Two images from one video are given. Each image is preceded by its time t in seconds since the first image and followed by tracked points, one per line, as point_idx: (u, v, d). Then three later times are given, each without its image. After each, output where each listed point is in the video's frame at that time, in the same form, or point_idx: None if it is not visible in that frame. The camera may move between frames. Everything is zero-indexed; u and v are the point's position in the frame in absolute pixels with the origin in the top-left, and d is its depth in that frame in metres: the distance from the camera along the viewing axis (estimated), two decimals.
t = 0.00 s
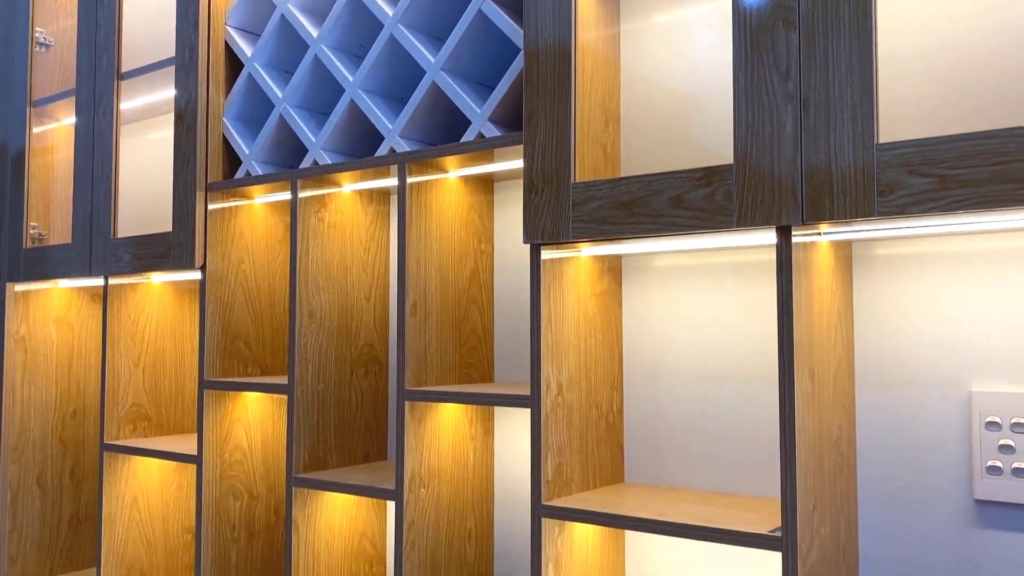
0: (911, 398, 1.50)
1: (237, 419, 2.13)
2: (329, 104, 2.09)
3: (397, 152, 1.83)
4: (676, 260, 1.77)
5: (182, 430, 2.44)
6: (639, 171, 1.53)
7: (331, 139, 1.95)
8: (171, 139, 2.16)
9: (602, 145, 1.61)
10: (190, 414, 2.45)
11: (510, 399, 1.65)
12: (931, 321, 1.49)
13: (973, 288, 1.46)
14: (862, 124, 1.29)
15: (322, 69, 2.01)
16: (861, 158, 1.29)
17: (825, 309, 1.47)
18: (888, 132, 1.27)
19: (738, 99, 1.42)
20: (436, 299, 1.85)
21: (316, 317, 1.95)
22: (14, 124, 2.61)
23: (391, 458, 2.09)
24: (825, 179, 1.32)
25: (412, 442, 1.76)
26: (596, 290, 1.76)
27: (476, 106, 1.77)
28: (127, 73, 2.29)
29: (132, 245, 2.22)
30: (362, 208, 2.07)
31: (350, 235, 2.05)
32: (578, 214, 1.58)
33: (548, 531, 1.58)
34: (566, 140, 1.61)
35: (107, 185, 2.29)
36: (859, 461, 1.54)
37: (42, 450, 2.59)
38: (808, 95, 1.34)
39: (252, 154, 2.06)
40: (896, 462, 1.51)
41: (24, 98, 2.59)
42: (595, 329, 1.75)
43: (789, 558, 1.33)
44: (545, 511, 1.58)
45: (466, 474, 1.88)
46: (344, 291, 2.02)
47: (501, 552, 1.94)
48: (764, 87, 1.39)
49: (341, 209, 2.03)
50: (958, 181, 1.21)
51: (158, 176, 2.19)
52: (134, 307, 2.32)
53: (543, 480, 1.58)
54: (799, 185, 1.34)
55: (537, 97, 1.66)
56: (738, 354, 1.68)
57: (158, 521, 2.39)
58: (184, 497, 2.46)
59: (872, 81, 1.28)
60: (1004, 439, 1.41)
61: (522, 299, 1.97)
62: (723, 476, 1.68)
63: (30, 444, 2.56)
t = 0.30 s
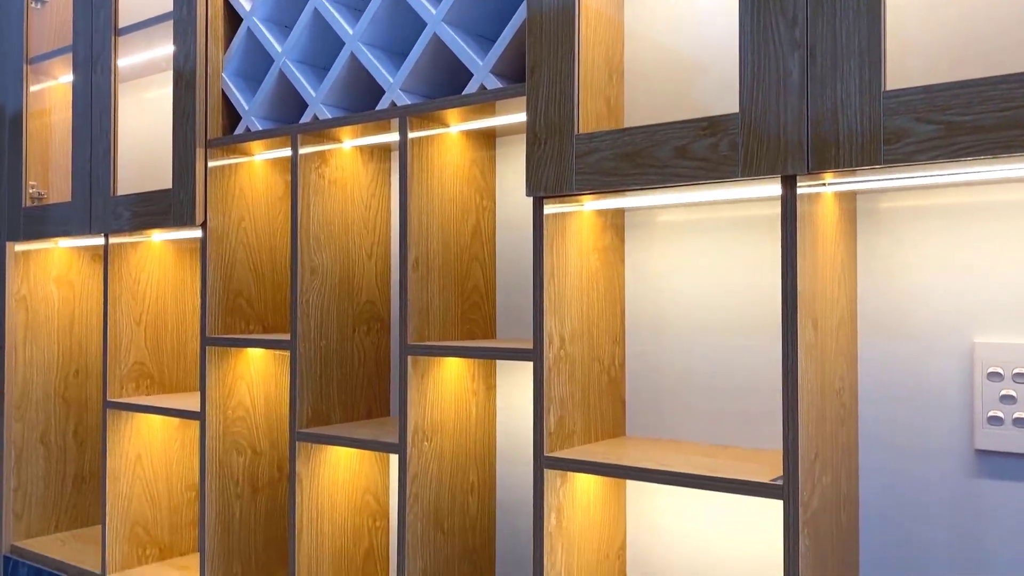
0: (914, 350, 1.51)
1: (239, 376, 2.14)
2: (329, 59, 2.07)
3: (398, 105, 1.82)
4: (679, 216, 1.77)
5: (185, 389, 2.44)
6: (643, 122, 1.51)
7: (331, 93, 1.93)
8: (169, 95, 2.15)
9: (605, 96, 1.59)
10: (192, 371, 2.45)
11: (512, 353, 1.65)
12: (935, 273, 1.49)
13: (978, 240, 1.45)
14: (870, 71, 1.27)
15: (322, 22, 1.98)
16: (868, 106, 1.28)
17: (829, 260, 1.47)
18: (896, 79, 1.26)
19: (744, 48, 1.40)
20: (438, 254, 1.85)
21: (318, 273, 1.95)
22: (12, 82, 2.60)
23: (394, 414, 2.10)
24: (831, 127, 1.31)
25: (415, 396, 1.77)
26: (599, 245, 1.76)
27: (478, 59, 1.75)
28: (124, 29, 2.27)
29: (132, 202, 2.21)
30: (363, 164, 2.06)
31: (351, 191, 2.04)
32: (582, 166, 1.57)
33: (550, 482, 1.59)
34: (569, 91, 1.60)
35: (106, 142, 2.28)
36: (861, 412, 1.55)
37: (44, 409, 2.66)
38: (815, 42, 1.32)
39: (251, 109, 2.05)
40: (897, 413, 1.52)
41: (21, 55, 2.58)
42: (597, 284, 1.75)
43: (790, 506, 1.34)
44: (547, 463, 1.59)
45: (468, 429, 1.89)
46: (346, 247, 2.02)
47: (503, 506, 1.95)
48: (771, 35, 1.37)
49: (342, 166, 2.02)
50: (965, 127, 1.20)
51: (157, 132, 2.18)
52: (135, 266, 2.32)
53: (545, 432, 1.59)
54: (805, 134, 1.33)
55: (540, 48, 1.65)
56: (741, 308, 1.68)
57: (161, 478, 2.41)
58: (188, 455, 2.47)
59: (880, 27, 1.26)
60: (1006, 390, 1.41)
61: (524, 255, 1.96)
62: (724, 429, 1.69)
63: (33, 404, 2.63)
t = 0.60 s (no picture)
0: (914, 304, 1.50)
1: (238, 335, 2.14)
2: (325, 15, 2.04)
3: (396, 60, 1.80)
4: (678, 172, 1.75)
5: (185, 349, 2.44)
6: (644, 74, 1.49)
7: (328, 49, 1.91)
8: (165, 52, 2.12)
9: (606, 50, 1.56)
10: (191, 333, 2.45)
11: (511, 309, 1.65)
12: (937, 227, 1.48)
13: (980, 193, 1.44)
14: (874, 19, 1.25)
15: None
16: (872, 55, 1.26)
17: (831, 215, 1.46)
18: (900, 27, 1.24)
19: None
20: (436, 211, 1.83)
21: (316, 231, 1.94)
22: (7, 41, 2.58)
23: (393, 373, 2.10)
24: (834, 77, 1.29)
25: (414, 353, 1.77)
26: (598, 201, 1.74)
27: (476, 11, 1.73)
28: None
29: (128, 160, 2.19)
30: (360, 121, 2.04)
31: (348, 149, 2.02)
32: (582, 119, 1.55)
33: (549, 438, 1.60)
34: (570, 44, 1.57)
35: (102, 101, 2.26)
36: (860, 367, 1.55)
37: (44, 370, 2.67)
38: None
39: (248, 66, 2.02)
40: (896, 368, 1.52)
41: (13, 14, 2.56)
42: (597, 240, 1.74)
43: (788, 459, 1.34)
44: (546, 418, 1.59)
45: (467, 386, 1.89)
46: (343, 206, 2.01)
47: (502, 462, 1.96)
48: None
49: (339, 123, 2.00)
50: (970, 75, 1.18)
51: (152, 90, 2.15)
52: (133, 226, 2.31)
53: (543, 388, 1.59)
54: (808, 84, 1.31)
55: None
56: (741, 264, 1.67)
57: (162, 437, 2.42)
58: (188, 415, 2.48)
59: None
60: (1005, 343, 1.41)
61: (524, 212, 1.94)
62: (723, 385, 1.69)
63: (32, 365, 2.64)
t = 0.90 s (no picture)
0: (913, 268, 1.50)
1: (237, 301, 2.14)
2: None
3: (394, 23, 1.78)
4: (678, 136, 1.74)
5: (184, 316, 2.45)
6: (645, 35, 1.48)
7: (325, 12, 1.89)
8: (160, 16, 2.10)
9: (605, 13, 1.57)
10: (190, 300, 2.46)
11: (510, 274, 1.65)
12: (937, 191, 1.47)
13: (981, 156, 1.43)
14: None
15: None
16: (874, 14, 1.24)
17: (830, 177, 1.45)
18: None
19: None
20: (435, 176, 1.83)
21: (314, 196, 1.93)
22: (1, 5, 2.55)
23: (393, 339, 2.10)
24: (835, 37, 1.28)
25: (413, 319, 1.77)
26: (597, 165, 1.74)
27: None
28: None
29: (124, 126, 2.18)
30: (358, 85, 2.03)
31: (347, 114, 2.01)
32: (581, 81, 1.54)
33: (548, 401, 1.60)
34: (569, 4, 1.55)
35: (98, 65, 2.24)
36: (857, 331, 1.55)
37: (44, 336, 2.68)
38: None
39: (244, 30, 2.00)
40: (894, 332, 1.52)
41: None
42: (596, 205, 1.73)
43: (785, 420, 1.35)
44: (544, 382, 1.60)
45: (467, 351, 1.89)
46: (342, 172, 2.00)
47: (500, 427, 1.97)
48: None
49: (337, 87, 1.99)
50: (973, 35, 1.17)
51: (148, 54, 2.14)
52: (131, 192, 2.30)
53: (542, 351, 1.59)
54: (809, 44, 1.30)
55: None
56: (740, 228, 1.67)
57: (162, 404, 2.44)
58: (188, 381, 2.50)
59: None
60: (1004, 306, 1.41)
61: (522, 178, 1.94)
62: (721, 350, 1.69)
63: (32, 332, 2.65)
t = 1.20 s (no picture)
0: (911, 239, 1.50)
1: (235, 274, 2.14)
2: None
3: None
4: (677, 108, 1.73)
5: (183, 289, 2.46)
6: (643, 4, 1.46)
7: None
8: None
9: None
10: (189, 273, 2.47)
11: (507, 246, 1.65)
12: (935, 162, 1.47)
13: (980, 127, 1.42)
14: None
15: None
16: None
17: (828, 148, 1.45)
18: None
19: None
20: (432, 147, 1.82)
21: (311, 168, 1.93)
22: None
23: (390, 312, 2.11)
24: (834, 4, 1.26)
25: (411, 290, 1.77)
26: (595, 137, 1.73)
27: None
28: None
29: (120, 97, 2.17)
30: (355, 56, 2.02)
31: (343, 85, 2.00)
32: (579, 51, 1.53)
33: (544, 372, 1.61)
34: None
35: (93, 37, 2.23)
36: (854, 302, 1.56)
37: (43, 309, 2.69)
38: None
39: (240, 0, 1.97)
40: (890, 303, 1.52)
41: None
42: (593, 177, 1.73)
43: (780, 390, 1.35)
44: (541, 353, 1.60)
45: (465, 323, 1.90)
46: (339, 144, 1.99)
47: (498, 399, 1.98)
48: None
49: (334, 59, 1.97)
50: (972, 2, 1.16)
51: (144, 25, 2.12)
52: (129, 165, 2.30)
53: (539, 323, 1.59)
54: (807, 12, 1.29)
55: None
56: (738, 200, 1.67)
57: (162, 377, 2.45)
58: (187, 354, 2.51)
59: None
60: (1000, 277, 1.41)
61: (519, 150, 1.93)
62: (718, 322, 1.70)
63: (31, 305, 2.65)
